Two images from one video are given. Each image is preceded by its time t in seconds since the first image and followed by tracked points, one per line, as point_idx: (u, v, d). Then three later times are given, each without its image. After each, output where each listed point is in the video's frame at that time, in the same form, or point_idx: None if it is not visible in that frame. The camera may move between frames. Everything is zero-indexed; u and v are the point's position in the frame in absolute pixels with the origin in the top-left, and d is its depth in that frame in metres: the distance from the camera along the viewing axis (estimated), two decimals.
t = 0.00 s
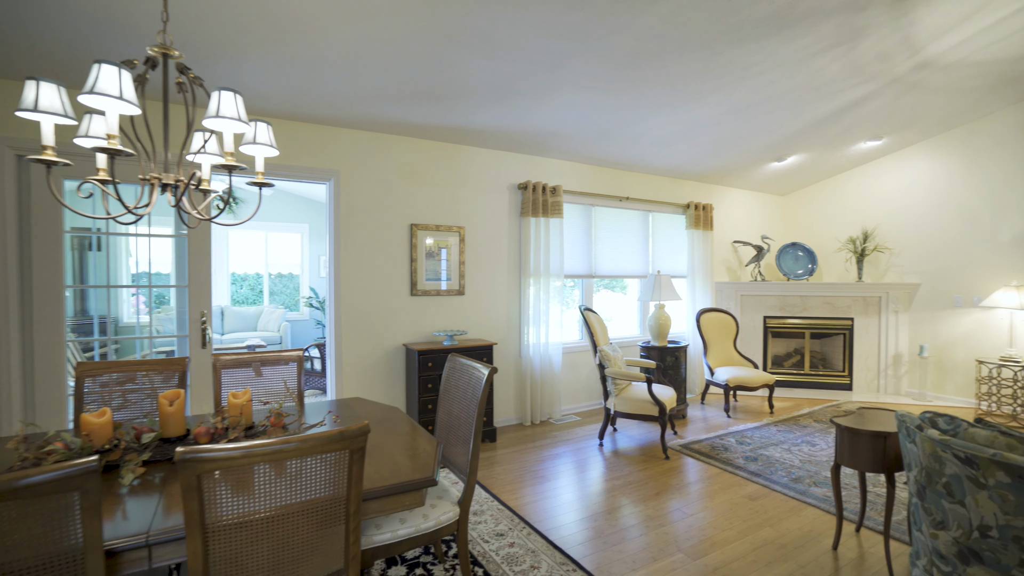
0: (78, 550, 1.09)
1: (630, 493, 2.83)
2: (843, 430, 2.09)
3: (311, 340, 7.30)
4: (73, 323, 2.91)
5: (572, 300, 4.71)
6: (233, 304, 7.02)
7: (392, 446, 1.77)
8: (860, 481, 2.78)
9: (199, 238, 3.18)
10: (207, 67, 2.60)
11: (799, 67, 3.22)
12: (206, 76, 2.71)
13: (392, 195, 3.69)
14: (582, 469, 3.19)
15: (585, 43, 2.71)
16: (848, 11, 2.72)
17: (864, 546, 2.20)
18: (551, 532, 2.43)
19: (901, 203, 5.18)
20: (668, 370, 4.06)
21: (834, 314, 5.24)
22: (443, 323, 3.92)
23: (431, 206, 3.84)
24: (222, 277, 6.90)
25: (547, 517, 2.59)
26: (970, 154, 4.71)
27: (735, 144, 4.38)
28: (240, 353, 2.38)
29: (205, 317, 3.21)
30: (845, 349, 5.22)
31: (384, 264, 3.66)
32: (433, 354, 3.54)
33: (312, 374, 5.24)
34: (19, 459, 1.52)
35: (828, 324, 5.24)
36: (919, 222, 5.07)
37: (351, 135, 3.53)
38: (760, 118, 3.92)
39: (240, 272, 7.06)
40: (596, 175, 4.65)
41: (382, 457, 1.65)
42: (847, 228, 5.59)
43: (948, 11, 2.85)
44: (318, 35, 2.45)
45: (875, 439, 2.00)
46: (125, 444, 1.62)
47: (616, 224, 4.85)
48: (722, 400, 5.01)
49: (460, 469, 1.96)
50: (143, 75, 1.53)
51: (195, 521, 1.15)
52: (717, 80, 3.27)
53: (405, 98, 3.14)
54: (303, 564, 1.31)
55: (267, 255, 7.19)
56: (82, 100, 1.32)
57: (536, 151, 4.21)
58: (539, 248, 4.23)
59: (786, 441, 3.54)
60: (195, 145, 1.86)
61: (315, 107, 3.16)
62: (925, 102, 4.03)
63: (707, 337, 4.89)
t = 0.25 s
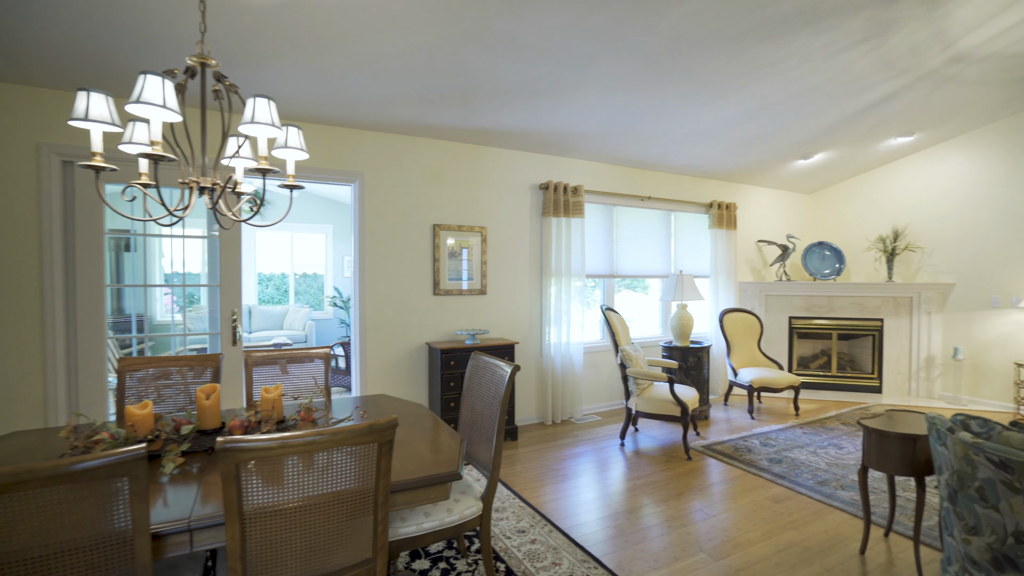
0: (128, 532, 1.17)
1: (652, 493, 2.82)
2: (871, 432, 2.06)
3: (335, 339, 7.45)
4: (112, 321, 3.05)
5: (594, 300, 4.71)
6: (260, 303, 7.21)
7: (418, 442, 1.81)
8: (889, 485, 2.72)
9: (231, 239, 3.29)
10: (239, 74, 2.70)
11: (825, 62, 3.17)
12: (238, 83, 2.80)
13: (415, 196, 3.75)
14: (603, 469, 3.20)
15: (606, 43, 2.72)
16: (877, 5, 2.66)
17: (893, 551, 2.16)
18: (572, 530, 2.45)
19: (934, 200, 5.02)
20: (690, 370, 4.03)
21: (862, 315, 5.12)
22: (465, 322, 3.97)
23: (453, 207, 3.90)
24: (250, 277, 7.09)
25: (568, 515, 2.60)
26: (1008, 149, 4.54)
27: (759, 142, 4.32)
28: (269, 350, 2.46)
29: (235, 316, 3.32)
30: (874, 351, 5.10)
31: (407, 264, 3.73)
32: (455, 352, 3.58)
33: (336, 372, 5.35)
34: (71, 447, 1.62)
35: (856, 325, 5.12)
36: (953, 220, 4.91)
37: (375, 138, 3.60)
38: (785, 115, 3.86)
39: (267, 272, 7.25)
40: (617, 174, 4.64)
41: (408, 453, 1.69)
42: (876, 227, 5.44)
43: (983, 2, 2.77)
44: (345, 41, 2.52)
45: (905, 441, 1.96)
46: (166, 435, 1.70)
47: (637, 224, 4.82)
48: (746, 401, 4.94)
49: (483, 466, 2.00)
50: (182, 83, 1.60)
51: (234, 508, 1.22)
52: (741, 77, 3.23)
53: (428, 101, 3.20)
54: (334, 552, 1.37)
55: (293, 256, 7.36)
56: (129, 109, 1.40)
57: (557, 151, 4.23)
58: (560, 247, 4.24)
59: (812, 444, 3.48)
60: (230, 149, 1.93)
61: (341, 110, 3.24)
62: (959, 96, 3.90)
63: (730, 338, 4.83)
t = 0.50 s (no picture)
0: (172, 520, 1.23)
1: (675, 494, 2.81)
2: (901, 436, 2.02)
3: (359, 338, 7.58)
4: (149, 321, 3.18)
5: (616, 300, 4.70)
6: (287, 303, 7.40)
7: (444, 440, 1.85)
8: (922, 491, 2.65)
9: (261, 240, 3.40)
10: (269, 80, 2.79)
11: (854, 58, 3.10)
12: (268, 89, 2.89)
13: (439, 197, 3.80)
14: (625, 469, 3.20)
15: (628, 44, 2.72)
16: None
17: (925, 558, 2.11)
18: (594, 529, 2.46)
19: (971, 198, 4.85)
20: (714, 371, 3.99)
21: (894, 316, 4.98)
22: (488, 321, 4.01)
23: (476, 208, 3.94)
24: (277, 277, 7.27)
25: (590, 514, 2.61)
26: None
27: (786, 139, 4.24)
28: (298, 348, 2.54)
29: (265, 315, 3.43)
30: (907, 353, 4.95)
31: (430, 265, 3.78)
32: (478, 352, 3.62)
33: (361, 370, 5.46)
34: (118, 438, 1.72)
35: (887, 327, 4.99)
36: (991, 218, 4.73)
37: (400, 140, 3.67)
38: (812, 112, 3.79)
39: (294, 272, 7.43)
40: (639, 174, 4.62)
41: (435, 451, 1.74)
42: (909, 225, 5.29)
43: None
44: (371, 46, 2.58)
45: (937, 446, 1.92)
46: (204, 428, 1.78)
47: (660, 224, 4.79)
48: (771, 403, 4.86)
49: (507, 464, 2.03)
50: (219, 92, 1.67)
51: (270, 498, 1.28)
52: (767, 74, 3.19)
53: (451, 104, 3.25)
54: (363, 543, 1.42)
55: (318, 256, 7.53)
56: (172, 118, 1.48)
57: (579, 152, 4.23)
58: (582, 248, 4.24)
59: (840, 447, 3.41)
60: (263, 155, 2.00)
61: (366, 114, 3.31)
62: (997, 90, 3.77)
63: (755, 339, 4.75)
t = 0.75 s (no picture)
0: (211, 508, 1.29)
1: (698, 496, 2.79)
2: (934, 440, 1.97)
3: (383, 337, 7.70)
4: (184, 319, 3.31)
5: (638, 300, 4.67)
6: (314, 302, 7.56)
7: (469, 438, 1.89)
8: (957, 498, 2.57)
9: (290, 241, 3.50)
10: (299, 85, 2.87)
11: (885, 53, 3.03)
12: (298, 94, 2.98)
13: (462, 198, 3.85)
14: (648, 470, 3.18)
15: (651, 43, 2.71)
16: None
17: (961, 566, 2.05)
18: (616, 529, 2.46)
19: (1011, 195, 4.67)
20: (739, 373, 3.94)
21: (928, 318, 4.82)
22: (510, 321, 4.04)
23: (498, 209, 3.97)
24: (304, 277, 7.45)
25: (612, 514, 2.62)
26: None
27: (814, 137, 4.16)
28: (326, 346, 2.61)
29: (294, 314, 3.53)
30: (943, 356, 4.79)
31: (454, 265, 3.83)
32: (500, 351, 3.65)
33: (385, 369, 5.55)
34: (161, 430, 1.81)
35: (921, 329, 4.83)
36: None
37: (424, 142, 3.73)
38: (842, 108, 3.70)
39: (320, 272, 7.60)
40: (663, 173, 4.58)
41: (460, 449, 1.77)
42: (944, 224, 5.12)
43: None
44: (398, 51, 2.64)
45: (973, 451, 1.87)
46: (239, 422, 1.85)
47: (683, 224, 4.74)
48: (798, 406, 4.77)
49: (531, 462, 2.05)
50: (254, 99, 1.74)
51: (303, 489, 1.33)
52: (795, 71, 3.14)
53: (474, 106, 3.29)
54: (392, 535, 1.46)
55: (344, 257, 7.69)
56: (212, 125, 1.55)
57: (601, 152, 4.23)
58: (605, 248, 4.24)
59: (871, 452, 3.32)
60: (295, 159, 2.06)
61: (392, 117, 3.38)
62: None
63: (782, 340, 4.65)
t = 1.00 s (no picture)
0: (248, 498, 1.35)
1: (723, 498, 2.75)
2: (972, 446, 1.91)
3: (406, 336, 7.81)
4: (216, 318, 3.42)
5: (662, 300, 4.64)
6: (339, 302, 7.71)
7: (493, 437, 1.92)
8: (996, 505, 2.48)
9: (318, 242, 3.59)
10: (327, 90, 2.95)
11: (919, 46, 2.94)
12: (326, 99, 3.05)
13: (485, 198, 3.89)
14: (671, 471, 3.16)
15: (675, 42, 2.70)
16: None
17: None
18: (640, 529, 2.46)
19: None
20: (765, 374, 3.87)
21: (966, 319, 4.64)
22: (533, 321, 4.05)
23: (521, 209, 4.00)
24: (330, 277, 7.60)
25: (636, 514, 2.61)
26: None
27: (844, 134, 4.06)
28: (354, 344, 2.67)
29: (321, 313, 3.62)
30: (981, 359, 4.61)
31: (477, 265, 3.87)
32: (524, 351, 3.67)
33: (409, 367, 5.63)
34: (199, 423, 1.89)
35: (958, 330, 4.66)
36: None
37: (448, 144, 3.77)
38: (873, 104, 3.61)
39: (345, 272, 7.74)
40: (687, 172, 4.54)
41: (486, 447, 1.81)
42: (983, 222, 4.94)
43: None
44: (423, 54, 2.68)
45: (1012, 457, 1.81)
46: (272, 418, 1.91)
47: (708, 223, 4.68)
48: (827, 409, 4.66)
49: (554, 461, 2.07)
50: (287, 105, 1.80)
51: (335, 482, 1.38)
52: (824, 66, 3.07)
53: (498, 107, 3.32)
54: (419, 529, 1.50)
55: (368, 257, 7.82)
56: (248, 130, 1.61)
57: (624, 151, 4.21)
58: (628, 248, 4.21)
59: (903, 457, 3.23)
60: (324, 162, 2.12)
61: (417, 119, 3.43)
62: None
63: (810, 342, 4.55)
